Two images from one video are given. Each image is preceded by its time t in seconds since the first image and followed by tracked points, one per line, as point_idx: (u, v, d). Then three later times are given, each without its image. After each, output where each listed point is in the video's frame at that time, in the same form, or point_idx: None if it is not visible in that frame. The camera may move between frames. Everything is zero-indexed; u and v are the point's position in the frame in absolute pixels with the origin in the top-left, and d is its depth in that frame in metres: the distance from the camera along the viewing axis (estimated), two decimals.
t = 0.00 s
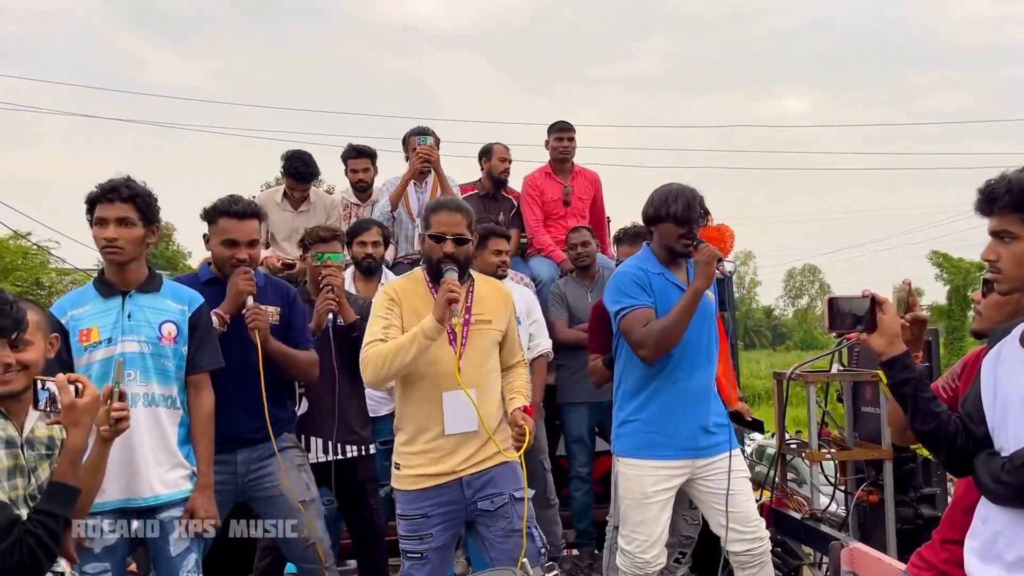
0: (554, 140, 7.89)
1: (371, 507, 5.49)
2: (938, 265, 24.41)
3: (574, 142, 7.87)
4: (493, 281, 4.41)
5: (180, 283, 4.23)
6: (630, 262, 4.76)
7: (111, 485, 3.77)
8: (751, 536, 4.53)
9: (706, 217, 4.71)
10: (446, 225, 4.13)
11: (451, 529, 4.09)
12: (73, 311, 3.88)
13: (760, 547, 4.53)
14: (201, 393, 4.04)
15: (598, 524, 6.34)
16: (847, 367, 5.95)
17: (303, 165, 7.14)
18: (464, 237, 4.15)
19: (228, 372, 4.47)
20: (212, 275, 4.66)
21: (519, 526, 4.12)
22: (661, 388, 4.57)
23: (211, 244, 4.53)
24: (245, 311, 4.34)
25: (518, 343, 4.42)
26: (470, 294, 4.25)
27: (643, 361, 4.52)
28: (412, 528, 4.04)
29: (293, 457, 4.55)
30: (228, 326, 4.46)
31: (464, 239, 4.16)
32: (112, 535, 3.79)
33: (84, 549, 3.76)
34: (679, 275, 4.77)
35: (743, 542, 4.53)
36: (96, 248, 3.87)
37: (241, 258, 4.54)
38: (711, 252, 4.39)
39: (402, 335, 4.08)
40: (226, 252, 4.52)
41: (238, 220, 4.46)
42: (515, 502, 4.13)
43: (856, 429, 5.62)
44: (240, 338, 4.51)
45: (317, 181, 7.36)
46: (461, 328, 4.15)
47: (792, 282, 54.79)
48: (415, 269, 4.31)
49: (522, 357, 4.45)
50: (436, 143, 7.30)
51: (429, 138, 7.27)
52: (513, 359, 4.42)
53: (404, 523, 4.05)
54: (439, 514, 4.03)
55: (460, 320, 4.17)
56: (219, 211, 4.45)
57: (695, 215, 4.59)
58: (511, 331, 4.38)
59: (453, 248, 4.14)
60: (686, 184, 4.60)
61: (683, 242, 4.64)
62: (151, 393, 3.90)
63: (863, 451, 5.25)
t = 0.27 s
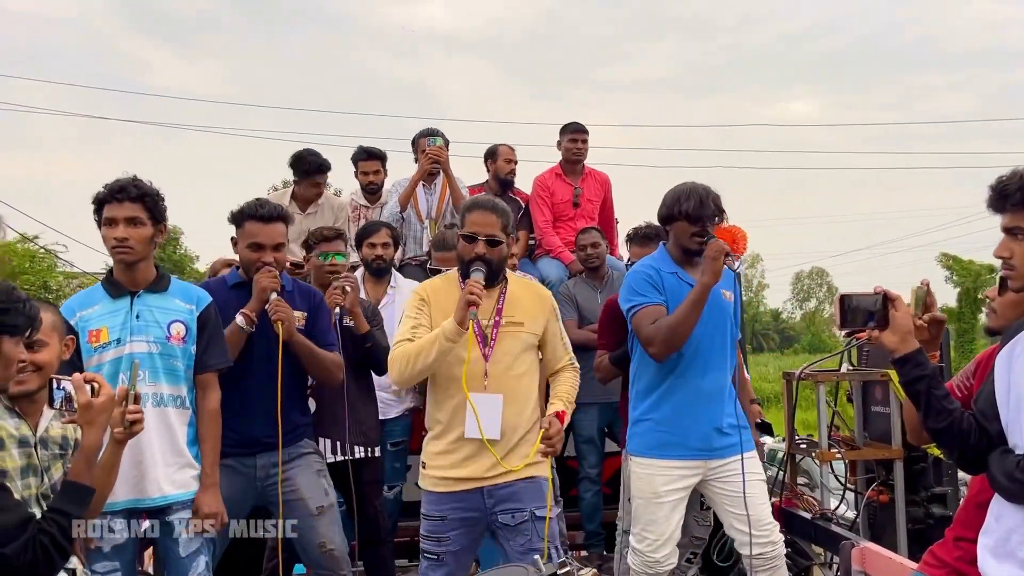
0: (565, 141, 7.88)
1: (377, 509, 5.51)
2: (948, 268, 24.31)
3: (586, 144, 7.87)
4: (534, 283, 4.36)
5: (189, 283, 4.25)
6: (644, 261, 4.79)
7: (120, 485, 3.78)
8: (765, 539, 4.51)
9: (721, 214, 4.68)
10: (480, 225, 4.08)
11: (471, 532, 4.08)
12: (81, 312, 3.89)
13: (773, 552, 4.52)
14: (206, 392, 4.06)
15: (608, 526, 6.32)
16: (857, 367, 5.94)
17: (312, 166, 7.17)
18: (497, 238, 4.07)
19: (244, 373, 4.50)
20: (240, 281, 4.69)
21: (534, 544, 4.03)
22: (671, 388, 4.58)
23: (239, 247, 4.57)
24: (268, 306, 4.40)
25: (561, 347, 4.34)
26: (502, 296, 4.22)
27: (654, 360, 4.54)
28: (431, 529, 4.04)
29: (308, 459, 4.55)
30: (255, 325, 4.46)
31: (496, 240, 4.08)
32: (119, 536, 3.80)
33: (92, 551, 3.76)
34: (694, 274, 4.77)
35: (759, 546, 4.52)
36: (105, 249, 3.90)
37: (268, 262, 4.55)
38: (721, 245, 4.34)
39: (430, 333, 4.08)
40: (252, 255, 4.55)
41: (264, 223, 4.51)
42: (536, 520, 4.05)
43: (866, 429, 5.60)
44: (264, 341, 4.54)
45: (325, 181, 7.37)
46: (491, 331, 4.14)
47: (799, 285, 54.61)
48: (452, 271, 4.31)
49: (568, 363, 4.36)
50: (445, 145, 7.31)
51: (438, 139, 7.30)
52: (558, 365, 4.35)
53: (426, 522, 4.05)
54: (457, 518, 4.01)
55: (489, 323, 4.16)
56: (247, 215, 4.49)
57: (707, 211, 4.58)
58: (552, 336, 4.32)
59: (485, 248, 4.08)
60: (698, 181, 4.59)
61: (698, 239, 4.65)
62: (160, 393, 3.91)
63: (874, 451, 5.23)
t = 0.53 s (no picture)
0: (575, 143, 7.88)
1: (386, 509, 5.50)
2: (959, 270, 24.20)
3: (595, 146, 7.88)
4: (586, 280, 4.16)
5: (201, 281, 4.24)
6: (657, 262, 4.83)
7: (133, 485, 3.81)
8: (774, 541, 4.50)
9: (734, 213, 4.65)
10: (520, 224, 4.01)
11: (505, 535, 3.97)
12: (95, 313, 3.95)
13: (783, 554, 4.51)
14: (220, 390, 4.05)
15: (617, 527, 6.31)
16: (867, 367, 5.93)
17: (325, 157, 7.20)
18: (538, 236, 3.96)
19: (257, 375, 4.55)
20: (265, 277, 4.72)
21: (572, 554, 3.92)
22: (681, 388, 4.60)
23: (263, 245, 4.60)
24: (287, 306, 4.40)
25: (614, 352, 4.08)
26: (548, 295, 4.05)
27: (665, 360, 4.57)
28: (463, 523, 3.93)
29: (327, 463, 4.54)
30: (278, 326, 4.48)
31: (538, 239, 3.97)
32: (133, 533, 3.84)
33: (105, 547, 3.80)
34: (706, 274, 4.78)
35: (768, 549, 4.51)
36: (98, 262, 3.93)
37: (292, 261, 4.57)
38: (728, 245, 4.36)
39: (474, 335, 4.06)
40: (276, 255, 4.57)
41: (288, 223, 4.51)
42: (576, 528, 3.94)
43: (876, 430, 5.59)
44: (285, 340, 4.57)
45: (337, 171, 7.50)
46: (536, 331, 3.99)
47: (808, 288, 54.46)
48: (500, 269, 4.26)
49: (623, 367, 4.10)
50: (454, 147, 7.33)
51: (447, 141, 7.32)
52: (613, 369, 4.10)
53: (458, 517, 3.95)
54: (491, 515, 3.91)
55: (534, 321, 4.01)
56: (271, 214, 4.51)
57: (716, 211, 4.58)
58: (604, 337, 4.09)
59: (526, 247, 3.98)
60: (707, 180, 4.60)
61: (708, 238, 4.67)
62: (171, 392, 3.93)
63: (884, 452, 5.22)
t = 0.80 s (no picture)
0: (583, 145, 7.87)
1: (397, 510, 5.51)
2: (970, 271, 24.11)
3: (603, 148, 7.87)
4: (613, 275, 4.09)
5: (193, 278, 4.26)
6: (665, 261, 4.84)
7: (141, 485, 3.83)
8: (779, 541, 4.48)
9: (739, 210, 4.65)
10: (539, 215, 4.03)
11: (520, 528, 3.96)
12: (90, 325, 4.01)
13: (789, 557, 4.48)
14: (224, 381, 4.06)
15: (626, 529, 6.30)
16: (877, 369, 5.91)
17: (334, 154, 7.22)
18: (552, 227, 3.97)
19: (262, 376, 4.53)
20: (254, 275, 4.75)
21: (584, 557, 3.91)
22: (690, 386, 4.61)
23: (252, 242, 4.62)
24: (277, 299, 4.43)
25: (642, 349, 3.92)
26: (572, 289, 4.03)
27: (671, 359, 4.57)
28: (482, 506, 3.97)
29: (328, 462, 4.55)
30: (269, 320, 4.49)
31: (551, 229, 3.97)
32: (142, 535, 3.85)
33: (117, 551, 3.83)
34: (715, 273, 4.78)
35: (771, 551, 4.50)
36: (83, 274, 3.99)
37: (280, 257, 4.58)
38: (731, 245, 4.37)
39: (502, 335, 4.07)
40: (264, 251, 4.59)
41: (276, 220, 4.54)
42: (592, 533, 3.92)
43: (886, 431, 5.57)
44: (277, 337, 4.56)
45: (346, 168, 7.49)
46: (556, 328, 3.98)
47: (817, 287, 54.29)
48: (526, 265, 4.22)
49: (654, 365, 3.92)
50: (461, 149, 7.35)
51: (454, 143, 7.33)
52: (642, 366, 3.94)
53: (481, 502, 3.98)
54: (510, 501, 3.93)
55: (556, 317, 4.00)
56: (259, 212, 4.54)
57: (717, 208, 4.59)
58: (630, 332, 3.96)
59: (540, 239, 3.99)
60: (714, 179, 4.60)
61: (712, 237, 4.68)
62: (173, 391, 3.96)
63: (893, 454, 5.21)
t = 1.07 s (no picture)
0: (590, 148, 7.88)
1: (407, 513, 5.53)
2: (980, 272, 24.01)
3: (611, 151, 7.87)
4: (611, 278, 4.11)
5: (190, 280, 4.28)
6: (670, 260, 4.86)
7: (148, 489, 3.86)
8: (784, 544, 4.47)
9: (744, 208, 4.66)
10: (533, 216, 3.99)
11: (533, 546, 3.96)
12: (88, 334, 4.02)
13: (794, 559, 4.47)
14: (224, 381, 4.05)
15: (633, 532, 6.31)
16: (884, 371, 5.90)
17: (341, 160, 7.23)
18: (550, 226, 3.95)
19: (268, 379, 4.54)
20: (269, 283, 4.77)
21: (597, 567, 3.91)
22: (696, 383, 4.63)
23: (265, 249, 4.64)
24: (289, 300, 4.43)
25: (640, 347, 4.00)
26: (570, 291, 4.05)
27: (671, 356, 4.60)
28: (493, 535, 3.91)
29: (340, 466, 4.58)
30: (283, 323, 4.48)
31: (549, 227, 3.95)
32: (147, 538, 3.88)
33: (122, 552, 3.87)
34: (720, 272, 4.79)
35: (776, 553, 4.50)
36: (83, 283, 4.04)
37: (293, 262, 4.60)
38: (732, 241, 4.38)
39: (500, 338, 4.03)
40: (276, 256, 4.60)
41: (288, 224, 4.55)
42: (604, 545, 3.92)
43: (892, 434, 5.56)
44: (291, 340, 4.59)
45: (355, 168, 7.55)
46: (558, 330, 3.97)
47: (824, 289, 54.14)
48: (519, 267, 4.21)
49: (652, 366, 3.99)
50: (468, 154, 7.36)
51: (460, 148, 7.35)
52: (641, 367, 4.00)
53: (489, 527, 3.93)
54: (523, 527, 3.89)
55: (556, 320, 3.99)
56: (272, 217, 4.56)
57: (718, 207, 4.60)
58: (630, 333, 4.02)
59: (538, 238, 3.97)
60: (718, 178, 4.62)
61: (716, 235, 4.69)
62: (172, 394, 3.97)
63: (900, 456, 5.20)
